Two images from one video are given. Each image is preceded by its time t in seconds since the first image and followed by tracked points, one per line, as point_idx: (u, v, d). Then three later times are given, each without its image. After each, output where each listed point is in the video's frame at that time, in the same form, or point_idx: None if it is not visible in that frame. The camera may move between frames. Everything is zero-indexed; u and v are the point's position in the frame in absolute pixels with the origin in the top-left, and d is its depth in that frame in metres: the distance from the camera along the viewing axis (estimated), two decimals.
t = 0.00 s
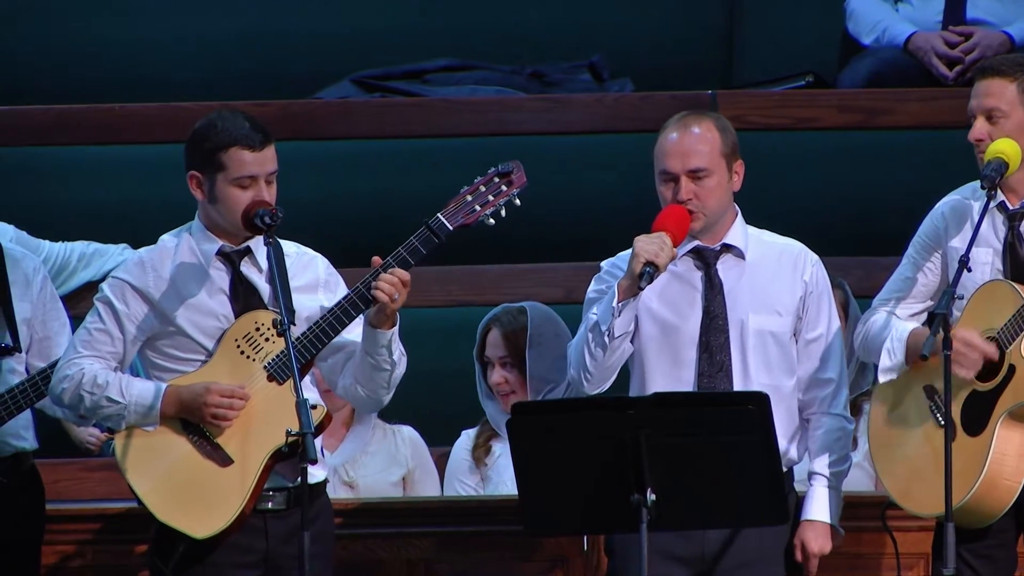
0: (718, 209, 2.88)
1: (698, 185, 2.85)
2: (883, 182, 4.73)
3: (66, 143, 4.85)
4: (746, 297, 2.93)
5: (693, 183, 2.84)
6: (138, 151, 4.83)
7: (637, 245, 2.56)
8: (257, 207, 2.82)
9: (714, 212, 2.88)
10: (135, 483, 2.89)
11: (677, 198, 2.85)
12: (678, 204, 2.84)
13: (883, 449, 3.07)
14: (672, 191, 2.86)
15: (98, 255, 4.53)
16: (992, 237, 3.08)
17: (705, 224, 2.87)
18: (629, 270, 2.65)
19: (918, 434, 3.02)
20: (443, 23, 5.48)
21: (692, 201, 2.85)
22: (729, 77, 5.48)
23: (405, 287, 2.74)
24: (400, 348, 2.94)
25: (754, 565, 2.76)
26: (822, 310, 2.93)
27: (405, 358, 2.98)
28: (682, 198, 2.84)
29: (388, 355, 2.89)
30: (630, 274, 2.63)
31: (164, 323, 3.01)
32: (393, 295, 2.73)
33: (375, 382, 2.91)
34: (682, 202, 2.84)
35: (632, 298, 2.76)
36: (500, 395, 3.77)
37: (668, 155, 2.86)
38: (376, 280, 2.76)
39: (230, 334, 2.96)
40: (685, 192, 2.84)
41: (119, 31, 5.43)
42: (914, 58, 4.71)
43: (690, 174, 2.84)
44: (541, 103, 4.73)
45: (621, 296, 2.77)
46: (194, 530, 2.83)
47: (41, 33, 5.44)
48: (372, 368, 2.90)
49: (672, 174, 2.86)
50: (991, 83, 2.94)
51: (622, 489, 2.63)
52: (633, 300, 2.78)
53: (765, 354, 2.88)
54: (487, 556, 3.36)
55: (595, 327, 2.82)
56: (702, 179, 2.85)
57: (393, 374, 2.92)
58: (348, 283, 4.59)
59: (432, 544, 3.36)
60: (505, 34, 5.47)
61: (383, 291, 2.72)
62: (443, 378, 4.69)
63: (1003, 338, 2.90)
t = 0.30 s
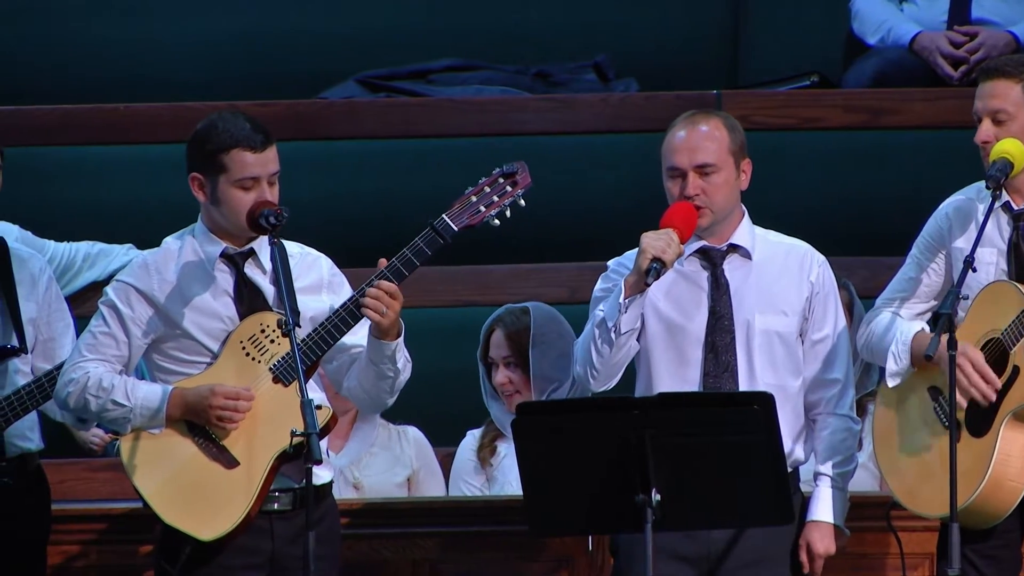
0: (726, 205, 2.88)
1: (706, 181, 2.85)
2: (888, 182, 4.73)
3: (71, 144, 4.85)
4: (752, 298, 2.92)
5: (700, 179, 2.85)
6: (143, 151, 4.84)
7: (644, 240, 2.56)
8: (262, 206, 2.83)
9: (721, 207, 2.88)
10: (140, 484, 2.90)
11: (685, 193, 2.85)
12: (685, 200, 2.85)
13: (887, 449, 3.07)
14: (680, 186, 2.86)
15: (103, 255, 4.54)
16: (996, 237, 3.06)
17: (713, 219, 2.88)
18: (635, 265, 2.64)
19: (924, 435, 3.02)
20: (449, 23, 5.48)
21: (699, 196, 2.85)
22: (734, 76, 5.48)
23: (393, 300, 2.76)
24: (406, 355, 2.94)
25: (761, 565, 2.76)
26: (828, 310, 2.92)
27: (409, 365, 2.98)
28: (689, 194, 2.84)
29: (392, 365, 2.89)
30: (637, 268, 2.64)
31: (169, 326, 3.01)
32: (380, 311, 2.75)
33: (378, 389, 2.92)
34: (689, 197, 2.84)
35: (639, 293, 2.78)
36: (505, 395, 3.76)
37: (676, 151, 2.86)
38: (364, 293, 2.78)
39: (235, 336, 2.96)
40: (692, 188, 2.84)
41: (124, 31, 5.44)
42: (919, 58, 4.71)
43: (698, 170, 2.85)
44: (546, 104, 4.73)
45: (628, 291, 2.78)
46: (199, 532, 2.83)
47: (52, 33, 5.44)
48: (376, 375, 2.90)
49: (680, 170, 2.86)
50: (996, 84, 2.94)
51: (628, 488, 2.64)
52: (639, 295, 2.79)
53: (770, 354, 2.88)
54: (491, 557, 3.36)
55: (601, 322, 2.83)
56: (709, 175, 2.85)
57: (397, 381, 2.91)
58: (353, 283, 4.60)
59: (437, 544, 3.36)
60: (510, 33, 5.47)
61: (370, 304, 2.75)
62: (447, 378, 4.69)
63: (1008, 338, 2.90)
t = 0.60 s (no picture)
0: (725, 205, 2.89)
1: (705, 181, 2.85)
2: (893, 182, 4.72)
3: (76, 143, 4.86)
4: (752, 299, 2.93)
5: (699, 179, 2.85)
6: (149, 151, 4.84)
7: (645, 237, 2.57)
8: (267, 206, 2.83)
9: (720, 207, 2.88)
10: (142, 486, 2.90)
11: (684, 193, 2.85)
12: (684, 199, 2.84)
13: (890, 450, 3.06)
14: (678, 186, 2.86)
15: (107, 255, 4.54)
16: (1001, 237, 3.06)
17: (712, 219, 2.88)
18: (637, 262, 2.65)
19: (928, 434, 3.02)
20: (453, 23, 5.48)
21: (698, 196, 2.85)
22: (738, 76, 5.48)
23: (396, 306, 2.76)
24: (408, 357, 2.94)
25: (764, 565, 2.76)
26: (826, 311, 2.94)
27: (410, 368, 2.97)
28: (688, 193, 2.84)
29: (394, 369, 2.89)
30: (638, 265, 2.64)
31: (172, 327, 3.01)
32: (383, 315, 2.75)
33: (380, 392, 2.91)
34: (688, 196, 2.84)
35: (641, 291, 2.78)
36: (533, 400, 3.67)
37: (674, 151, 2.86)
38: (365, 299, 2.78)
39: (238, 337, 2.96)
40: (691, 188, 2.84)
41: (128, 31, 5.44)
42: (924, 58, 4.70)
43: (697, 169, 2.85)
44: (550, 104, 4.74)
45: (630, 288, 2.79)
46: (202, 534, 2.84)
47: (57, 33, 5.45)
48: (378, 378, 2.90)
49: (679, 170, 2.86)
50: (1004, 81, 2.94)
51: (631, 489, 2.64)
52: (640, 293, 2.80)
53: (770, 354, 2.88)
54: (496, 557, 3.36)
55: (601, 319, 2.83)
56: (708, 175, 2.85)
57: (399, 383, 2.91)
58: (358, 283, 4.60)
59: (442, 545, 3.36)
60: (514, 33, 5.47)
61: (373, 308, 2.75)
62: (452, 378, 4.69)
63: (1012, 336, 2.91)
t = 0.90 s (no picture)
0: (719, 204, 2.89)
1: (700, 180, 2.85)
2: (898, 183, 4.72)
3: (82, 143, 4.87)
4: (748, 299, 2.93)
5: (694, 177, 2.85)
6: (154, 151, 4.85)
7: (645, 233, 2.58)
8: (272, 206, 2.81)
9: (714, 206, 2.88)
10: (146, 486, 2.90)
11: (679, 191, 2.85)
12: (680, 197, 2.84)
13: (893, 449, 3.05)
14: (674, 184, 2.86)
15: (112, 255, 4.54)
16: (1005, 237, 3.06)
17: (706, 218, 2.88)
18: (636, 258, 2.66)
19: (931, 434, 3.00)
20: (457, 23, 5.48)
21: (693, 194, 2.84)
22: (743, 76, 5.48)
23: (398, 306, 2.76)
24: (410, 357, 2.92)
25: (767, 565, 2.76)
26: (818, 311, 2.94)
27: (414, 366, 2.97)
28: (684, 191, 2.84)
29: (397, 369, 2.88)
30: (639, 263, 2.65)
31: (174, 327, 3.00)
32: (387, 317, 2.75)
33: (384, 392, 2.91)
34: (684, 195, 2.84)
35: (641, 287, 2.78)
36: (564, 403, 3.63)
37: (668, 150, 2.87)
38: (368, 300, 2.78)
39: (242, 338, 2.96)
40: (687, 186, 2.83)
41: (131, 32, 5.45)
42: (928, 57, 4.71)
43: (692, 168, 2.85)
44: (555, 104, 4.73)
45: (630, 285, 2.79)
46: (205, 535, 2.84)
47: (62, 33, 5.46)
48: (381, 378, 2.90)
49: (673, 169, 2.86)
50: (1014, 78, 2.91)
51: (636, 488, 2.64)
52: (639, 290, 2.80)
53: (765, 353, 2.89)
54: (501, 556, 3.36)
55: (600, 317, 2.83)
56: (703, 174, 2.85)
57: (402, 382, 2.91)
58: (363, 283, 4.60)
59: (447, 545, 3.36)
60: (519, 34, 5.47)
61: (375, 309, 2.74)
62: (457, 378, 4.69)
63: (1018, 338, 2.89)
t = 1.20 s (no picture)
0: (714, 205, 2.88)
1: (696, 179, 2.85)
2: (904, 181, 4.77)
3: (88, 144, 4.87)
4: (743, 300, 2.93)
5: (691, 176, 2.85)
6: (160, 151, 4.85)
7: (645, 233, 2.58)
8: (277, 206, 2.82)
9: (710, 207, 2.88)
10: (150, 486, 2.90)
11: (675, 190, 2.84)
12: (676, 197, 2.84)
13: (900, 452, 3.01)
14: (670, 184, 2.85)
15: (117, 255, 4.55)
16: (1010, 237, 3.03)
17: (702, 218, 2.87)
18: (637, 258, 2.66)
19: (937, 435, 2.97)
20: (462, 23, 5.48)
21: (690, 193, 2.84)
22: (748, 76, 5.49)
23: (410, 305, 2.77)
24: (422, 357, 2.94)
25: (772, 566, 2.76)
26: (811, 312, 2.95)
27: (424, 368, 2.98)
28: (680, 190, 2.84)
29: (409, 369, 2.89)
30: (638, 262, 2.65)
31: (179, 327, 2.99)
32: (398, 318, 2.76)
33: (395, 392, 2.92)
34: (680, 193, 2.83)
35: (642, 286, 2.77)
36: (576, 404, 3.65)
37: (664, 149, 2.86)
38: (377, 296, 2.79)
39: (247, 338, 2.95)
40: (683, 184, 2.83)
41: (134, 32, 5.46)
42: (934, 58, 4.69)
43: (688, 168, 2.85)
44: (560, 104, 4.71)
45: (630, 284, 2.78)
46: (208, 535, 2.83)
47: (68, 34, 5.47)
48: (393, 378, 2.90)
49: (670, 168, 2.86)
50: (1019, 77, 2.91)
51: (641, 488, 2.63)
52: (640, 290, 2.79)
53: (762, 354, 2.89)
54: (506, 557, 3.35)
55: (600, 316, 2.81)
56: (699, 173, 2.85)
57: (413, 383, 2.92)
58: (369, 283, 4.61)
59: (452, 545, 3.36)
60: (524, 33, 5.47)
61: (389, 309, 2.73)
62: (463, 377, 4.70)
63: None
